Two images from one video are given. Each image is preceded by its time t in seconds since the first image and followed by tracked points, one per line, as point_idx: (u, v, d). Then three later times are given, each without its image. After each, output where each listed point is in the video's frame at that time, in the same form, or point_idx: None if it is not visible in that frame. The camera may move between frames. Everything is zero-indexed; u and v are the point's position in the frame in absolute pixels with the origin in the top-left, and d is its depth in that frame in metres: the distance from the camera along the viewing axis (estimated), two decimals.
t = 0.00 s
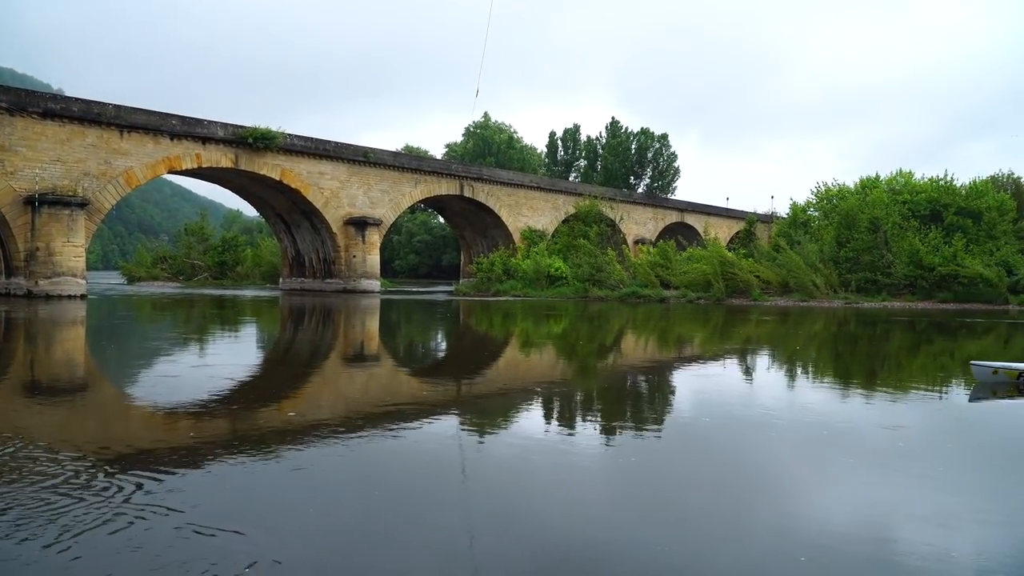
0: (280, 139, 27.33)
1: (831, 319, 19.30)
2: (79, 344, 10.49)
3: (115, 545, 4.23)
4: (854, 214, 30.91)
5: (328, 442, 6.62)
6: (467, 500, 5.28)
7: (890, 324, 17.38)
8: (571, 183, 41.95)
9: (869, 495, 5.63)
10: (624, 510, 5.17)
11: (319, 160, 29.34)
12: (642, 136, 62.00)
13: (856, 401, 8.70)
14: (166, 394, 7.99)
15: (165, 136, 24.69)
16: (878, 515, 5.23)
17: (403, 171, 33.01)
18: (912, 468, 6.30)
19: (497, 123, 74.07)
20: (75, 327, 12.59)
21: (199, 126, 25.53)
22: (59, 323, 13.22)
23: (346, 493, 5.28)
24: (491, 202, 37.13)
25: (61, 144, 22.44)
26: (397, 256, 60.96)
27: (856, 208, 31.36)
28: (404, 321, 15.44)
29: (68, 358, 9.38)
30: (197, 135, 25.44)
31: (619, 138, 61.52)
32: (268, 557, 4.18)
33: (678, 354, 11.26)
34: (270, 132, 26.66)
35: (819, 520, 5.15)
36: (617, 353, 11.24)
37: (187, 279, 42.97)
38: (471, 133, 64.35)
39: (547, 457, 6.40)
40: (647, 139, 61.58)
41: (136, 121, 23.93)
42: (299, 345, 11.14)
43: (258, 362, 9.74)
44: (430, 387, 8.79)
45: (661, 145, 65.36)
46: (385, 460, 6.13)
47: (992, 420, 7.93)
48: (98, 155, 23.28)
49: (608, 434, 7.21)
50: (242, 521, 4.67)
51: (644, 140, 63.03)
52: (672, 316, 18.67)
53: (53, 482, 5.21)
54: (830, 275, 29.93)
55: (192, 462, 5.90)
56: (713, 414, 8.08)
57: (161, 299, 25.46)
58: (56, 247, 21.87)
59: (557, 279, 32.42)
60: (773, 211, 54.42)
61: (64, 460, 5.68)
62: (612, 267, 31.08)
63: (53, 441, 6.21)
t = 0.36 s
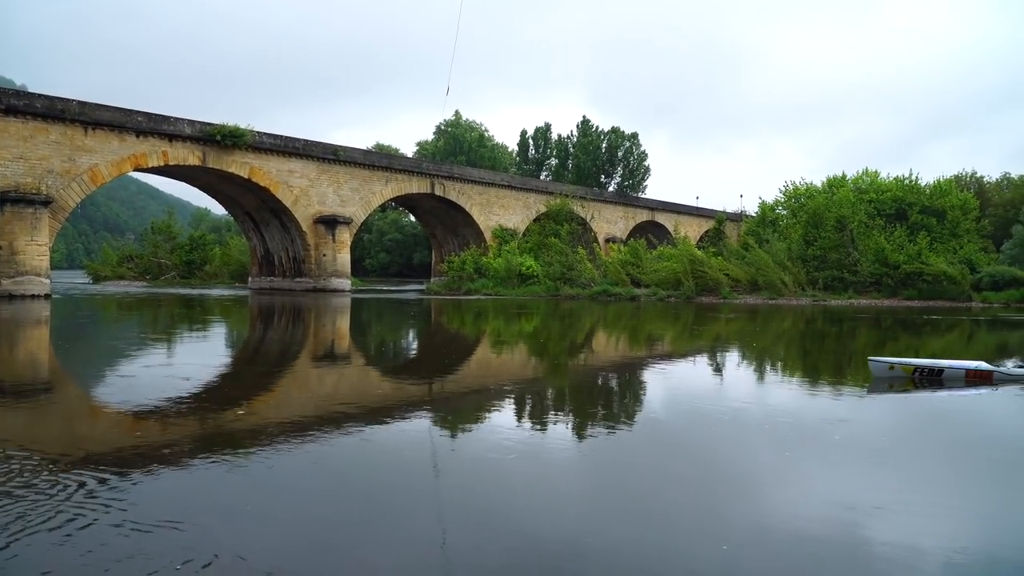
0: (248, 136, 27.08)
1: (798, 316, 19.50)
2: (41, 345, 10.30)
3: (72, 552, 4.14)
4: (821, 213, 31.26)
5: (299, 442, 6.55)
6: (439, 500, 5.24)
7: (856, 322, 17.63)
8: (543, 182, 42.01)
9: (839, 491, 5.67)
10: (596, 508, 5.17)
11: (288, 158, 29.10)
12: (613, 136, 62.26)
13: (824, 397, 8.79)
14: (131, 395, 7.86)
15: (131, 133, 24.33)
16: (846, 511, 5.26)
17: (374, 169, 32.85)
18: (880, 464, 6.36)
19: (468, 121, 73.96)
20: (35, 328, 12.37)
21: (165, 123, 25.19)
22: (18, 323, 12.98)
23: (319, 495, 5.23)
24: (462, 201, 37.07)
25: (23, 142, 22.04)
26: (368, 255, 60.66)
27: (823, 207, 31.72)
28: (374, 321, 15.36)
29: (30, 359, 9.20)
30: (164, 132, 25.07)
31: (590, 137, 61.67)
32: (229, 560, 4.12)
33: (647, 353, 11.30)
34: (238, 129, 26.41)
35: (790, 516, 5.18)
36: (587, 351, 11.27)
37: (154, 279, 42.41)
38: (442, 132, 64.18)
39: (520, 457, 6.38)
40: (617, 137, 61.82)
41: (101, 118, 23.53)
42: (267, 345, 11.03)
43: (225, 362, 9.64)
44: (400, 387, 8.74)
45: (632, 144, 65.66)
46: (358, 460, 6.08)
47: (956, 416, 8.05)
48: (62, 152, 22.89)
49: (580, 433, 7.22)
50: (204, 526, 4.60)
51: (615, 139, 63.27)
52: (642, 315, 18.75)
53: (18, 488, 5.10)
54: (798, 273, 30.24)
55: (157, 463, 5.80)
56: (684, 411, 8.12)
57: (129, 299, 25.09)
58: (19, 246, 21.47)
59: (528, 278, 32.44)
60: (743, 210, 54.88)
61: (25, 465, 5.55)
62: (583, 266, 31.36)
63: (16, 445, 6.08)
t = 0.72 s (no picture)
0: (221, 135, 26.82)
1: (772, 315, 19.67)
2: (11, 346, 10.15)
3: (35, 558, 4.12)
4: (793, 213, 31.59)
5: (277, 444, 6.52)
6: (414, 500, 5.23)
7: (828, 320, 17.82)
8: (519, 181, 42.00)
9: (810, 487, 5.74)
10: (570, 507, 5.19)
11: (262, 157, 28.87)
12: (588, 136, 62.41)
13: (798, 395, 8.86)
14: (101, 397, 7.76)
15: (101, 131, 23.99)
16: (819, 507, 5.34)
17: (348, 169, 32.68)
18: (852, 460, 6.43)
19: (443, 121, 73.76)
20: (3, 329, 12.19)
21: (136, 121, 24.87)
22: None
23: (292, 497, 5.20)
24: (437, 200, 36.98)
25: None
26: (342, 255, 60.38)
27: (795, 207, 32.04)
28: (350, 321, 15.29)
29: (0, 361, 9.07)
30: (134, 131, 24.74)
31: (565, 136, 61.73)
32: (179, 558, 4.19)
33: (623, 352, 11.36)
34: (210, 128, 26.14)
35: (758, 511, 5.25)
36: (565, 351, 11.29)
37: (124, 279, 41.91)
38: (417, 131, 63.99)
39: (499, 457, 6.38)
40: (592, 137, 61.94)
41: (70, 116, 23.17)
42: (242, 346, 10.95)
43: (200, 363, 9.56)
44: (377, 387, 8.71)
45: (607, 144, 65.87)
46: (336, 462, 6.06)
47: (927, 412, 8.15)
48: (30, 151, 22.53)
49: (558, 432, 7.24)
50: (170, 530, 4.58)
51: (590, 139, 63.44)
52: (618, 314, 18.81)
53: None
54: (771, 272, 30.55)
55: (127, 466, 5.75)
56: (661, 410, 8.17)
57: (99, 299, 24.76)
58: None
59: (504, 277, 32.43)
60: (716, 210, 55.25)
61: None
62: (558, 265, 31.56)
63: None
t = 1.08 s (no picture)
0: (195, 136, 26.59)
1: (747, 314, 19.87)
2: None
3: (8, 561, 4.09)
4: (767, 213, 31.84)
5: (253, 447, 6.48)
6: (394, 500, 5.23)
7: (801, 319, 18.00)
8: (496, 182, 42.00)
9: (785, 484, 5.81)
10: (548, 505, 5.21)
11: (236, 158, 28.66)
12: (565, 136, 62.51)
13: (773, 394, 8.95)
14: (72, 402, 7.67)
15: (72, 132, 23.68)
16: (794, 502, 5.41)
17: (324, 170, 32.53)
18: (827, 457, 6.50)
19: (420, 121, 73.63)
20: None
21: (108, 122, 24.59)
22: None
23: (270, 497, 5.19)
24: (414, 201, 36.90)
25: None
26: (319, 256, 60.12)
27: (770, 207, 32.31)
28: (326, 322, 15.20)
29: None
30: (106, 131, 24.46)
31: (541, 137, 61.84)
32: (139, 554, 4.23)
33: (601, 352, 11.41)
34: (184, 128, 25.91)
35: (734, 508, 5.30)
36: (542, 351, 11.31)
37: (97, 282, 41.53)
38: (394, 132, 63.80)
39: (477, 456, 6.39)
40: (569, 138, 62.07)
41: (40, 117, 22.85)
42: (215, 348, 10.88)
43: (174, 366, 9.47)
44: (354, 388, 8.68)
45: (583, 144, 66.05)
46: (317, 462, 6.05)
47: (899, 409, 8.26)
48: None
49: (535, 431, 7.26)
50: (145, 531, 4.56)
51: (566, 140, 63.58)
52: (595, 313, 18.87)
53: None
54: (746, 271, 30.81)
55: (101, 470, 5.69)
56: (639, 408, 8.21)
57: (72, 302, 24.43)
58: None
59: (482, 278, 32.42)
60: (692, 210, 55.59)
61: None
62: (536, 266, 31.67)
63: None
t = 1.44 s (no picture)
0: (171, 137, 26.34)
1: (726, 313, 19.99)
2: None
3: None
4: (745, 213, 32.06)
5: (233, 449, 6.44)
6: (375, 501, 5.22)
7: (778, 318, 18.13)
8: (476, 182, 41.96)
9: (763, 481, 5.86)
10: (528, 504, 5.22)
11: (214, 159, 28.43)
12: (544, 136, 62.56)
13: (754, 394, 8.99)
14: (46, 407, 7.53)
15: (45, 134, 23.37)
16: (772, 499, 5.46)
17: (303, 171, 32.34)
18: (809, 457, 6.52)
19: (399, 122, 73.43)
20: None
21: (82, 123, 24.30)
22: None
23: (249, 500, 5.17)
24: (394, 202, 36.77)
25: None
26: (298, 258, 59.81)
27: (748, 207, 32.56)
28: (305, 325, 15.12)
29: None
30: (81, 132, 24.14)
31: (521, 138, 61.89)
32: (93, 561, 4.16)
33: (581, 352, 11.43)
34: (160, 129, 25.65)
35: (716, 508, 5.29)
36: (523, 352, 11.31)
37: (72, 285, 40.99)
38: (373, 133, 63.59)
39: (458, 456, 6.39)
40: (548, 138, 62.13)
41: (12, 118, 22.50)
42: (194, 351, 10.79)
43: (151, 370, 9.38)
44: (333, 390, 8.64)
45: (563, 144, 66.12)
46: (297, 465, 6.02)
47: (876, 409, 8.33)
48: None
49: (517, 431, 7.27)
50: (124, 535, 4.54)
51: (546, 140, 63.65)
52: (575, 313, 18.90)
53: None
54: (725, 271, 31.03)
55: (76, 476, 5.58)
56: (620, 408, 8.24)
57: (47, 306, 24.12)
58: None
59: (462, 279, 32.34)
60: (672, 210, 55.83)
61: None
62: (516, 267, 31.73)
63: None
